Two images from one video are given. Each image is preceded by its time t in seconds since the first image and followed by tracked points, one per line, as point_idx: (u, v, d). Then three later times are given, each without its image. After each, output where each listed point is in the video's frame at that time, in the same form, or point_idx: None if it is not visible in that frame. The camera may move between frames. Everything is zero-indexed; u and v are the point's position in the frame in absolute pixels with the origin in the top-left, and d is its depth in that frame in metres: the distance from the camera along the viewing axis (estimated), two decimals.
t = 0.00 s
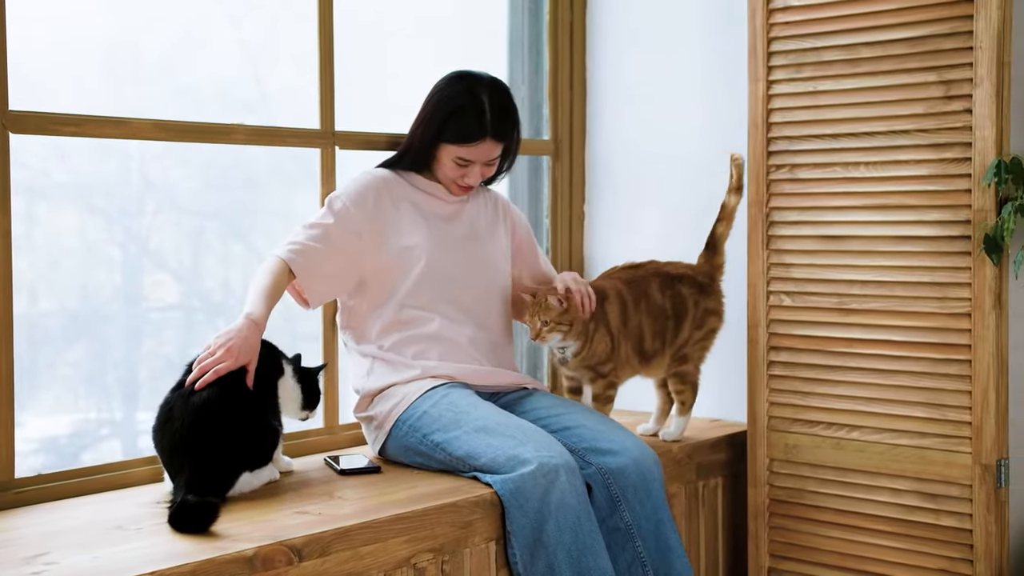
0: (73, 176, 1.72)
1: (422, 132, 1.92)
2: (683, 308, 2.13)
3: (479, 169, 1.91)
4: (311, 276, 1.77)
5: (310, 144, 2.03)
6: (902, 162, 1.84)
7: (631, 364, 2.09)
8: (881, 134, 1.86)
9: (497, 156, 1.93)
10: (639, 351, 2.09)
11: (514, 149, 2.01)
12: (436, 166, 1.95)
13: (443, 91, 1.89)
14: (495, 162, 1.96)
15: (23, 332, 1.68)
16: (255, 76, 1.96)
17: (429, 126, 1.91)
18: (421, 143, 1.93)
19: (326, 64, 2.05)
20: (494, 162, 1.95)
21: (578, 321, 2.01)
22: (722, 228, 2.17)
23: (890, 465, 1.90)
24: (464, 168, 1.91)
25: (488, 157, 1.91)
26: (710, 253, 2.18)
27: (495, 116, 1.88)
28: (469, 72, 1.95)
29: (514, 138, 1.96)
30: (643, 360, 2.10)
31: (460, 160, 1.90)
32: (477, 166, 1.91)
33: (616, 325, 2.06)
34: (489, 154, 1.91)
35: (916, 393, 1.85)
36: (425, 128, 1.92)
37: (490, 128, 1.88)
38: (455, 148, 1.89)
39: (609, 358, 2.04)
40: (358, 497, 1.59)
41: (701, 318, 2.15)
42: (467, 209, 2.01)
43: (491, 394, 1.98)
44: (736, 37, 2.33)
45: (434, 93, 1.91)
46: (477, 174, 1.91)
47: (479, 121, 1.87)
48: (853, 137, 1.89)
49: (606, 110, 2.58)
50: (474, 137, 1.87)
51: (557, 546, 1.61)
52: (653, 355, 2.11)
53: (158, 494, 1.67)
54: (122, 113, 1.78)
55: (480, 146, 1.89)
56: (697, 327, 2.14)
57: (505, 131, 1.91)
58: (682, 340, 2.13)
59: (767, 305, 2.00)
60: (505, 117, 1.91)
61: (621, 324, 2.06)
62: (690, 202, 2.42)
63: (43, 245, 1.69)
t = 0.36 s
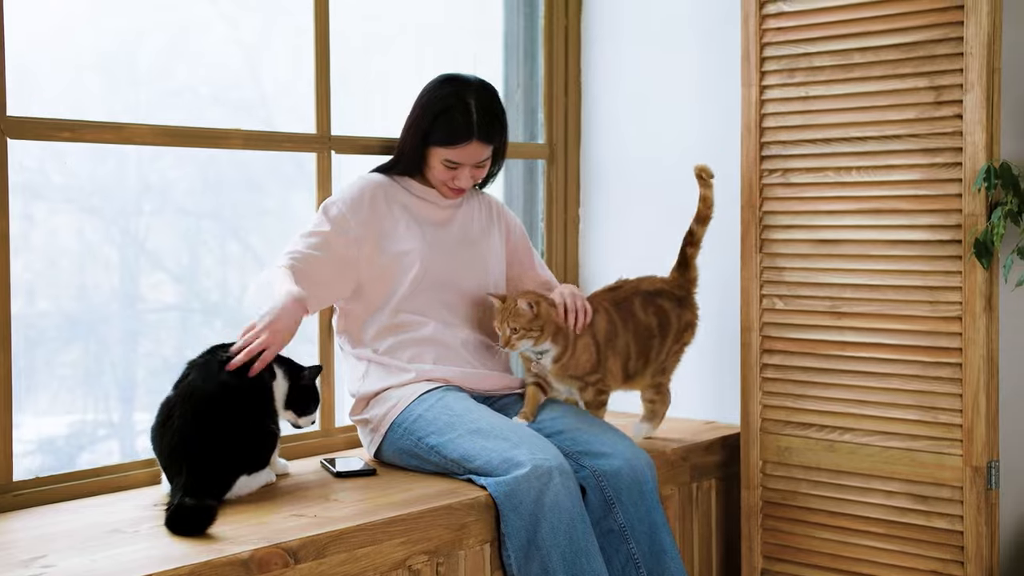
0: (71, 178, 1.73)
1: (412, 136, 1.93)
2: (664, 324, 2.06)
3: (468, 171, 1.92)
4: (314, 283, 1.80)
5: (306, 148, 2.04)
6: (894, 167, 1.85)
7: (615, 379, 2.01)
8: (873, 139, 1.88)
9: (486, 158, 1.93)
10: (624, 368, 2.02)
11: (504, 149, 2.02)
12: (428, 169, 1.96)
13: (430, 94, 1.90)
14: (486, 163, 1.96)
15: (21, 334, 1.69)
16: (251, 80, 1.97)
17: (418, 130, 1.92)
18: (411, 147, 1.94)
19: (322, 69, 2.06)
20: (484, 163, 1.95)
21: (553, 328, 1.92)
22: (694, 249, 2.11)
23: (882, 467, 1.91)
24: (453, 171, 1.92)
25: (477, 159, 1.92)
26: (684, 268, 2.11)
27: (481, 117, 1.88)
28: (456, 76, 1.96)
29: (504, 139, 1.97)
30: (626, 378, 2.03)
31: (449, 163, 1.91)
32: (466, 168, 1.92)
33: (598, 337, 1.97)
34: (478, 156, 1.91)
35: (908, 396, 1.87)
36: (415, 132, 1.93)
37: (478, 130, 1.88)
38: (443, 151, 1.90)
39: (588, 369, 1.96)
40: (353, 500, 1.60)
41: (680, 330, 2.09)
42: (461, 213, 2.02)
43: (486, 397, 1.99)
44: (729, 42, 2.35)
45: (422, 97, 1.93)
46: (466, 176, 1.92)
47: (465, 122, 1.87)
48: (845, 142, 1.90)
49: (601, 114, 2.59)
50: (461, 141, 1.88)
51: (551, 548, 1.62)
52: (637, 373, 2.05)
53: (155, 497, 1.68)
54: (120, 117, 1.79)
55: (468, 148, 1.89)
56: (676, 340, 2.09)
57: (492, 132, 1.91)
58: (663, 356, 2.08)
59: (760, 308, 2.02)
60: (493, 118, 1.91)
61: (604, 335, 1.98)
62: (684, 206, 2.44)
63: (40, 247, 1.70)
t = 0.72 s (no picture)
0: (70, 178, 1.74)
1: (402, 135, 1.94)
2: (631, 344, 1.94)
3: (457, 170, 1.92)
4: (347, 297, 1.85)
5: (303, 148, 2.04)
6: (888, 167, 1.86)
7: (564, 390, 1.87)
8: (867, 139, 1.88)
9: (475, 155, 1.94)
10: (579, 381, 1.87)
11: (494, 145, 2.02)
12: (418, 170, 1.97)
13: (417, 93, 1.92)
14: (475, 161, 1.96)
15: (19, 333, 1.69)
16: (249, 81, 1.98)
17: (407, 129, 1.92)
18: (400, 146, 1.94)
19: (319, 69, 2.07)
20: (474, 161, 1.95)
21: (506, 330, 1.76)
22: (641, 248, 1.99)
23: (877, 466, 1.92)
24: (442, 169, 1.93)
25: (464, 157, 1.92)
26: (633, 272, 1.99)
27: (467, 114, 1.89)
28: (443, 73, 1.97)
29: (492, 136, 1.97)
30: (581, 393, 1.89)
31: (437, 161, 1.91)
32: (454, 167, 1.92)
33: (547, 348, 1.81)
34: (466, 154, 1.91)
35: (902, 395, 1.88)
36: (404, 131, 1.93)
37: (465, 128, 1.89)
38: (431, 149, 1.91)
39: (533, 375, 1.81)
40: (349, 499, 1.60)
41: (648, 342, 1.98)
42: (457, 212, 2.02)
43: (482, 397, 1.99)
44: (725, 42, 2.35)
45: (410, 97, 1.93)
46: (455, 175, 1.93)
47: (451, 119, 1.88)
48: (840, 142, 1.91)
49: (597, 114, 2.60)
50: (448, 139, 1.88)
51: (547, 547, 1.63)
52: (596, 390, 1.91)
53: (153, 496, 1.68)
54: (117, 117, 1.79)
55: (455, 146, 1.90)
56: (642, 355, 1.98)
57: (479, 129, 1.92)
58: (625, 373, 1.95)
59: (756, 307, 2.02)
60: (479, 115, 1.92)
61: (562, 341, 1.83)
62: (680, 206, 2.44)
63: (39, 246, 1.71)
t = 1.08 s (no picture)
0: (72, 177, 1.74)
1: (401, 132, 1.94)
2: (541, 358, 1.81)
3: (456, 165, 1.92)
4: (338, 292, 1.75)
5: (302, 147, 2.04)
6: (888, 165, 1.86)
7: (464, 399, 1.70)
8: (867, 137, 1.88)
9: (474, 151, 1.93)
10: (482, 387, 1.72)
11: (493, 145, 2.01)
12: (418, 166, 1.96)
13: (417, 89, 1.91)
14: (475, 157, 1.95)
15: (20, 331, 1.69)
16: (248, 80, 1.98)
17: (407, 123, 1.92)
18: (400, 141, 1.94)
19: (318, 68, 2.06)
20: (473, 158, 1.95)
21: (380, 352, 1.58)
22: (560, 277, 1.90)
23: (876, 465, 1.91)
24: (441, 164, 1.92)
25: (462, 152, 1.91)
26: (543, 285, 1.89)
27: (467, 109, 1.89)
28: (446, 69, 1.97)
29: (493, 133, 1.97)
30: (484, 398, 1.73)
31: (434, 155, 1.91)
32: (453, 162, 1.92)
33: (438, 361, 1.63)
34: (466, 149, 1.91)
35: (901, 394, 1.87)
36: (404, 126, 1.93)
37: (464, 123, 1.88)
38: (430, 143, 1.90)
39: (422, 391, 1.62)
40: (346, 497, 1.60)
41: (557, 361, 1.86)
42: (457, 211, 2.02)
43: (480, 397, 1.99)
44: (725, 40, 2.35)
45: (411, 91, 1.93)
46: (455, 170, 1.92)
47: (450, 113, 1.88)
48: (839, 140, 1.91)
49: (596, 112, 2.60)
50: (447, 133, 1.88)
51: (546, 545, 1.62)
52: (498, 397, 1.76)
53: (152, 495, 1.68)
54: (115, 116, 1.79)
55: (454, 140, 1.89)
56: (553, 373, 1.85)
57: (479, 124, 1.91)
58: (536, 377, 1.81)
59: (755, 306, 2.02)
60: (479, 111, 1.91)
61: (450, 353, 1.65)
62: (679, 204, 2.44)
63: (41, 244, 1.71)
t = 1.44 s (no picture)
0: (89, 177, 1.75)
1: (406, 129, 1.95)
2: (420, 368, 1.53)
3: (453, 162, 1.91)
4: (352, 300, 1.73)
5: (313, 148, 2.04)
6: (899, 167, 1.85)
7: (329, 436, 1.45)
8: (879, 139, 1.87)
9: (474, 150, 1.91)
10: (355, 413, 1.46)
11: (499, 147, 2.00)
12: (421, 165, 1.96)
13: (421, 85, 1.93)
14: (477, 157, 1.93)
15: (37, 332, 1.70)
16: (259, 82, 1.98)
17: (412, 121, 1.93)
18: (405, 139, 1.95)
19: (329, 70, 2.06)
20: (474, 157, 1.93)
21: (225, 380, 1.39)
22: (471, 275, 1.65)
23: (888, 468, 1.90)
24: (440, 160, 1.92)
25: (461, 149, 1.90)
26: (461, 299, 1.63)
27: (467, 105, 1.89)
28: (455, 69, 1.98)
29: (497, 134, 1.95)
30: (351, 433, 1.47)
31: (434, 151, 1.91)
32: (451, 159, 1.91)
33: (286, 384, 1.41)
34: (463, 146, 1.90)
35: (913, 397, 1.86)
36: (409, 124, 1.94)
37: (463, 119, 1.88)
38: (430, 139, 1.91)
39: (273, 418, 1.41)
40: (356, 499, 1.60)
41: (446, 377, 1.57)
42: (466, 213, 2.02)
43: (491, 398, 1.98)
44: (736, 40, 2.34)
45: (416, 89, 1.94)
46: (451, 167, 1.91)
47: (450, 109, 1.88)
48: (851, 142, 1.90)
49: (608, 113, 2.59)
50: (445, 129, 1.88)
51: (556, 548, 1.63)
52: (382, 420, 1.49)
53: (163, 496, 1.68)
54: (124, 118, 1.79)
55: (452, 135, 1.89)
56: (441, 390, 1.56)
57: (480, 121, 1.90)
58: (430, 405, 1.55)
59: (767, 308, 2.01)
60: (480, 109, 1.90)
61: (313, 380, 1.43)
62: (690, 205, 2.43)
63: (62, 244, 1.72)
